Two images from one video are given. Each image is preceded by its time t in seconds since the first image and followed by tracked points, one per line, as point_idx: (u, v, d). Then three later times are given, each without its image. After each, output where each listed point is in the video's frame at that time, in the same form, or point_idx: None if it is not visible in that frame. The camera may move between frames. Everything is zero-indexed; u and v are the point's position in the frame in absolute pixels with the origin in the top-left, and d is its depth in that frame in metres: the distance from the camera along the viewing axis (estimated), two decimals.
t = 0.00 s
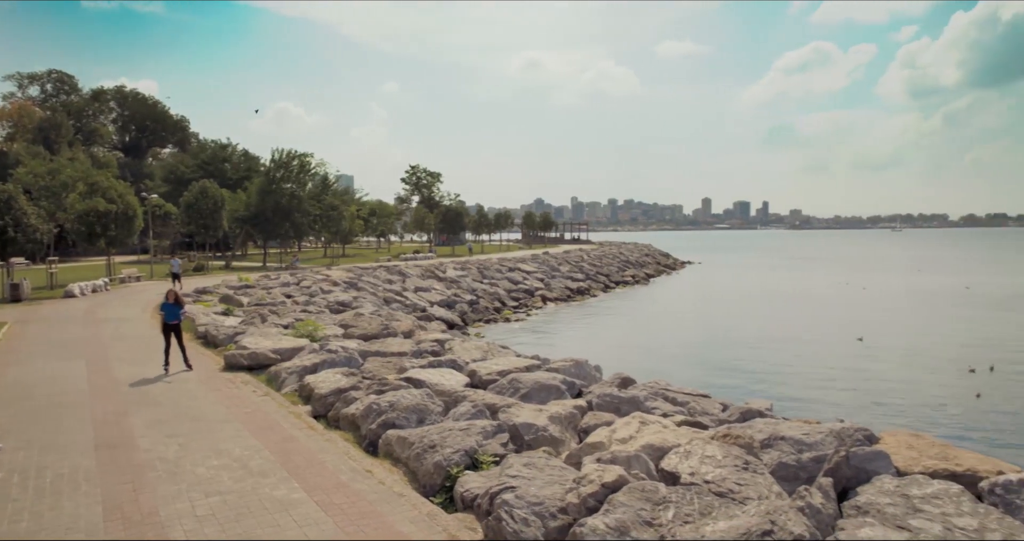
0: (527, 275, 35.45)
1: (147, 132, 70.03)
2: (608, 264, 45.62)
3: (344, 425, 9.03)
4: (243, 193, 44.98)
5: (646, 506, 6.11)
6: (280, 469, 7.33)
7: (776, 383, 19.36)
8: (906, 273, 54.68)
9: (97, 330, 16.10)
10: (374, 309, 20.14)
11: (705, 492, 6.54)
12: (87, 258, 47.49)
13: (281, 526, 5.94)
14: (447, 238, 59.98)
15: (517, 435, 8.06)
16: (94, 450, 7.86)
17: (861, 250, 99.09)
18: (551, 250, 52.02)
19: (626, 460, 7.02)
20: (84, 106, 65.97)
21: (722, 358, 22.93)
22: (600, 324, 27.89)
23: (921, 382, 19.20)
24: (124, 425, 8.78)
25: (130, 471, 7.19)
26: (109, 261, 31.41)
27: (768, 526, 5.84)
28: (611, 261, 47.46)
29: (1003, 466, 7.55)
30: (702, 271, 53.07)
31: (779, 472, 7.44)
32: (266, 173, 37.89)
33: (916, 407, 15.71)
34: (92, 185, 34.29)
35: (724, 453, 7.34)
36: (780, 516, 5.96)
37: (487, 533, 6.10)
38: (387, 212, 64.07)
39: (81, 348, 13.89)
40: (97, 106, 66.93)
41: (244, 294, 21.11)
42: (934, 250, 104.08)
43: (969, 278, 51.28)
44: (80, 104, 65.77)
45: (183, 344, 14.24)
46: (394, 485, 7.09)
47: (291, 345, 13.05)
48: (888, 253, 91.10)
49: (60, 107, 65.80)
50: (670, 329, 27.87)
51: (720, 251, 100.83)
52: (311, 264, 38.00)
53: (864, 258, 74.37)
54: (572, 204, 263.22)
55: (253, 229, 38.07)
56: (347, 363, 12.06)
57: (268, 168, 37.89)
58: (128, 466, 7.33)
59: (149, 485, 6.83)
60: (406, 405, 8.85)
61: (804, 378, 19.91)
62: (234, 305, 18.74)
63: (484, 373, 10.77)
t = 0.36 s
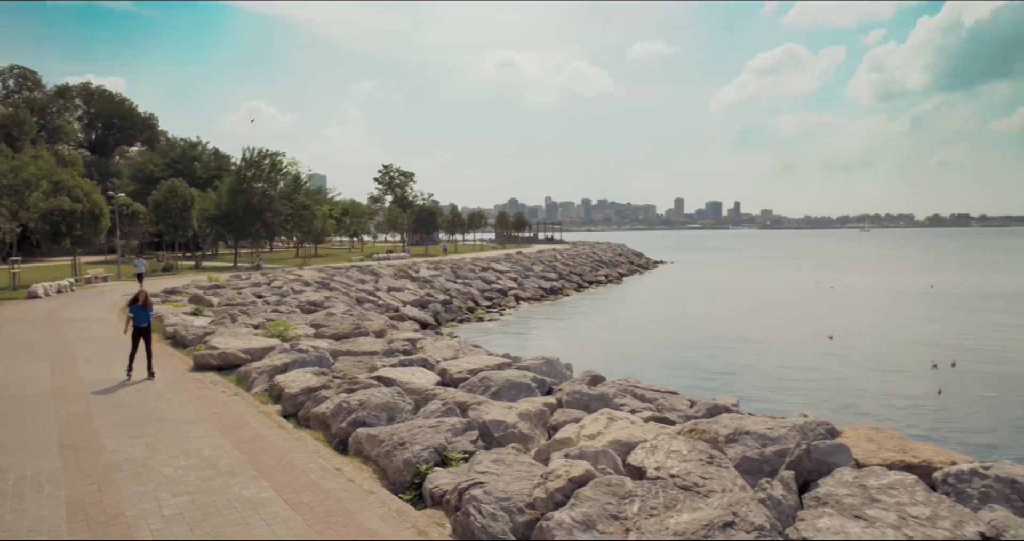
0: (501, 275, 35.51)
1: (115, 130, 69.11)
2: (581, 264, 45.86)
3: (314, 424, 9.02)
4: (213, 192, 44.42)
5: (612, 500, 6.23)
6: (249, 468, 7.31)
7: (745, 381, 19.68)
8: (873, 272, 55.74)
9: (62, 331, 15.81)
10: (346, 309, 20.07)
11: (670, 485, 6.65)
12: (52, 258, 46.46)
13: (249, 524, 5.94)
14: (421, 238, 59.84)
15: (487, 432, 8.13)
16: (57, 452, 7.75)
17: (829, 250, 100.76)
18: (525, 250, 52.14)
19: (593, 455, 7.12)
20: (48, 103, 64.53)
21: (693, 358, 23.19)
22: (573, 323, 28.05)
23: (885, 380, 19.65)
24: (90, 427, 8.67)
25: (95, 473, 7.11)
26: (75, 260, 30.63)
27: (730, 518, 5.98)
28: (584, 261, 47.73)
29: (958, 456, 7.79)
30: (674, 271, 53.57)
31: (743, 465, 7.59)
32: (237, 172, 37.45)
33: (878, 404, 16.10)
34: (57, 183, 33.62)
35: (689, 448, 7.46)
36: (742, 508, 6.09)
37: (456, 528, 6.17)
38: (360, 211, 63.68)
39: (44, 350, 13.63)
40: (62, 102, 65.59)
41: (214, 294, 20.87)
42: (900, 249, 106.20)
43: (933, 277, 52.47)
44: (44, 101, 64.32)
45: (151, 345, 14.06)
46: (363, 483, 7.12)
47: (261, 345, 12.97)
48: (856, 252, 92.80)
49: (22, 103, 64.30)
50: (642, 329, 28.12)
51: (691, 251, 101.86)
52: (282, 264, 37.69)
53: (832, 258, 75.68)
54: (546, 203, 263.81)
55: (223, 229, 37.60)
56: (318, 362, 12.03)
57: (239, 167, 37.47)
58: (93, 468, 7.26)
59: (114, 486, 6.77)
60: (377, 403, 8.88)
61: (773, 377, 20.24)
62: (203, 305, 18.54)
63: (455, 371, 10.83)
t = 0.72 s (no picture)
0: (471, 274, 35.51)
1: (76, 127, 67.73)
2: (551, 263, 46.07)
3: (280, 423, 8.99)
4: (178, 191, 43.68)
5: (575, 494, 6.32)
6: (213, 467, 7.27)
7: (711, 379, 19.98)
8: (837, 271, 56.83)
9: (21, 333, 15.48)
10: (314, 309, 19.94)
11: (633, 479, 6.75)
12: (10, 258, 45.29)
13: (212, 523, 5.93)
14: (390, 238, 59.52)
15: (453, 429, 8.18)
16: (16, 455, 7.64)
17: (795, 251, 102.29)
18: (495, 250, 52.13)
19: (558, 450, 7.21)
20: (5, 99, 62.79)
21: (662, 356, 23.46)
22: (543, 322, 28.18)
23: (847, 378, 20.09)
24: (50, 429, 8.54)
25: (54, 475, 7.03)
26: (34, 261, 30.02)
27: (690, 509, 6.09)
28: (554, 260, 47.89)
29: (910, 448, 8.05)
30: (643, 270, 54.04)
31: (705, 459, 7.73)
32: (203, 170, 36.88)
33: (839, 401, 16.49)
34: (16, 182, 32.79)
35: (653, 443, 7.55)
36: (702, 500, 6.22)
37: (420, 524, 6.21)
38: (329, 211, 63.13)
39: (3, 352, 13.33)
40: (21, 99, 63.95)
41: (179, 295, 20.58)
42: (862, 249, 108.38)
43: (894, 276, 53.68)
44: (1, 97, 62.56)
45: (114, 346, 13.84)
46: (329, 481, 7.13)
47: (227, 345, 12.86)
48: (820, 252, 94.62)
49: None
50: (611, 327, 28.36)
51: (660, 251, 102.86)
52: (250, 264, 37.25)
53: (797, 258, 77.06)
54: (517, 203, 264.20)
55: (189, 228, 37.00)
56: (284, 362, 11.97)
57: (205, 165, 36.90)
58: (53, 470, 7.17)
59: (73, 488, 6.69)
60: (343, 402, 8.89)
61: (739, 375, 20.56)
62: (169, 306, 18.28)
63: (423, 370, 10.86)
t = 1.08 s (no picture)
0: (439, 275, 35.49)
1: (32, 125, 65.98)
2: (519, 263, 46.25)
3: (243, 424, 8.93)
4: (140, 191, 42.82)
5: (537, 489, 6.42)
6: (174, 469, 7.21)
7: (677, 377, 20.28)
8: (799, 270, 57.99)
9: None
10: (279, 310, 19.77)
11: (594, 474, 6.85)
12: None
13: (173, 525, 5.88)
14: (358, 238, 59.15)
15: (417, 427, 8.23)
16: None
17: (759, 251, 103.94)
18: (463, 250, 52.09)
19: (521, 447, 7.30)
20: None
21: (628, 355, 23.72)
22: (510, 322, 28.27)
23: (807, 375, 20.54)
24: (4, 433, 8.37)
25: (9, 479, 6.90)
26: None
27: (649, 502, 6.20)
28: (522, 260, 48.07)
29: (863, 440, 8.31)
30: (610, 270, 54.50)
31: (666, 455, 7.86)
32: (166, 170, 36.28)
33: (800, 399, 16.85)
34: None
35: (614, 438, 7.66)
36: (661, 494, 6.33)
37: (383, 522, 6.25)
38: (295, 211, 62.44)
39: None
40: None
41: (140, 296, 20.24)
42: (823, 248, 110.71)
43: (854, 274, 54.96)
44: None
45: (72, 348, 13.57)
46: (292, 480, 7.12)
47: (189, 347, 12.71)
48: (782, 251, 96.45)
49: None
50: (578, 327, 28.57)
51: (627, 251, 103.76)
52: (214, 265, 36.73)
53: (760, 257, 78.39)
54: (486, 203, 264.19)
55: (151, 229, 36.34)
56: (248, 363, 11.88)
57: (168, 165, 36.30)
58: (8, 474, 7.04)
59: (29, 492, 6.58)
60: (307, 402, 8.87)
61: (703, 374, 20.88)
62: (130, 307, 17.97)
63: (388, 370, 10.87)
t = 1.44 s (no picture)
0: (401, 274, 35.38)
1: None
2: (481, 262, 46.34)
3: (198, 425, 8.83)
4: (92, 189, 41.71)
5: (494, 485, 6.50)
6: (126, 471, 7.12)
7: (637, 376, 20.56)
8: (757, 269, 59.11)
9: None
10: (238, 310, 19.52)
11: (550, 469, 6.93)
12: None
13: (124, 527, 5.81)
14: (319, 238, 58.51)
15: (376, 426, 8.26)
16: None
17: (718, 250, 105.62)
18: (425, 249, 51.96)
19: (478, 444, 7.37)
20: None
21: (589, 354, 23.96)
22: (473, 321, 28.31)
23: (763, 373, 21.01)
24: None
25: None
26: None
27: (604, 496, 6.31)
28: (485, 259, 48.14)
29: (811, 432, 8.58)
30: (572, 269, 54.92)
31: (621, 449, 7.96)
32: (120, 168, 35.47)
33: (755, 398, 17.24)
34: None
35: (571, 434, 7.75)
36: (614, 487, 6.44)
37: (339, 519, 6.27)
38: (254, 210, 61.50)
39: None
40: None
41: (93, 296, 19.77)
42: (780, 247, 113.08)
43: (811, 273, 56.21)
44: None
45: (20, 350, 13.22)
46: (248, 480, 7.09)
47: (143, 348, 12.48)
48: (741, 251, 98.25)
49: None
50: (540, 326, 28.75)
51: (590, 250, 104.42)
52: (170, 265, 36.03)
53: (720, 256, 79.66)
54: (450, 202, 263.43)
55: (104, 228, 35.48)
56: (205, 363, 11.73)
57: (123, 162, 35.52)
58: None
59: None
60: (264, 401, 8.81)
61: (663, 372, 21.21)
62: (82, 308, 17.56)
63: (348, 370, 10.86)
